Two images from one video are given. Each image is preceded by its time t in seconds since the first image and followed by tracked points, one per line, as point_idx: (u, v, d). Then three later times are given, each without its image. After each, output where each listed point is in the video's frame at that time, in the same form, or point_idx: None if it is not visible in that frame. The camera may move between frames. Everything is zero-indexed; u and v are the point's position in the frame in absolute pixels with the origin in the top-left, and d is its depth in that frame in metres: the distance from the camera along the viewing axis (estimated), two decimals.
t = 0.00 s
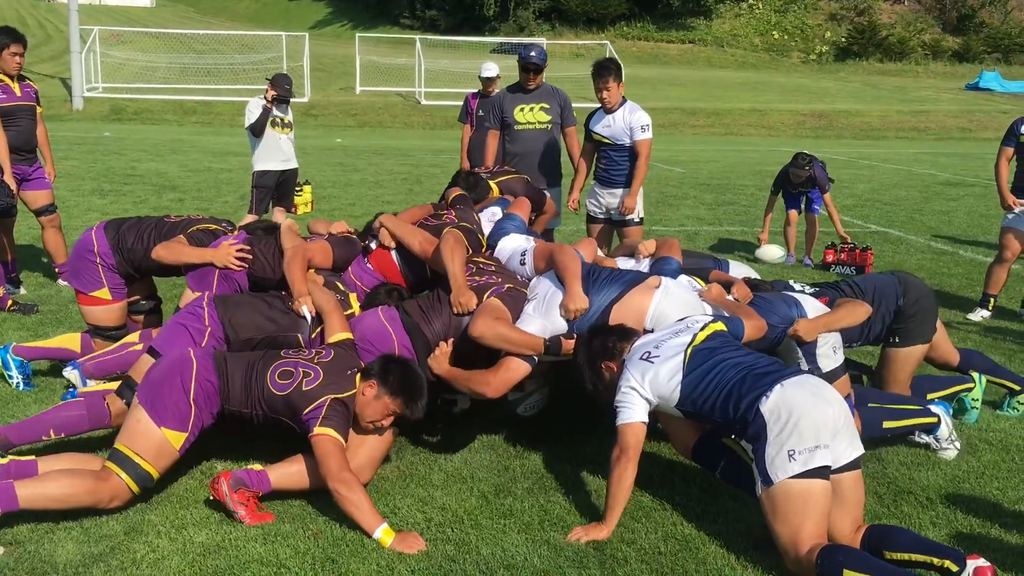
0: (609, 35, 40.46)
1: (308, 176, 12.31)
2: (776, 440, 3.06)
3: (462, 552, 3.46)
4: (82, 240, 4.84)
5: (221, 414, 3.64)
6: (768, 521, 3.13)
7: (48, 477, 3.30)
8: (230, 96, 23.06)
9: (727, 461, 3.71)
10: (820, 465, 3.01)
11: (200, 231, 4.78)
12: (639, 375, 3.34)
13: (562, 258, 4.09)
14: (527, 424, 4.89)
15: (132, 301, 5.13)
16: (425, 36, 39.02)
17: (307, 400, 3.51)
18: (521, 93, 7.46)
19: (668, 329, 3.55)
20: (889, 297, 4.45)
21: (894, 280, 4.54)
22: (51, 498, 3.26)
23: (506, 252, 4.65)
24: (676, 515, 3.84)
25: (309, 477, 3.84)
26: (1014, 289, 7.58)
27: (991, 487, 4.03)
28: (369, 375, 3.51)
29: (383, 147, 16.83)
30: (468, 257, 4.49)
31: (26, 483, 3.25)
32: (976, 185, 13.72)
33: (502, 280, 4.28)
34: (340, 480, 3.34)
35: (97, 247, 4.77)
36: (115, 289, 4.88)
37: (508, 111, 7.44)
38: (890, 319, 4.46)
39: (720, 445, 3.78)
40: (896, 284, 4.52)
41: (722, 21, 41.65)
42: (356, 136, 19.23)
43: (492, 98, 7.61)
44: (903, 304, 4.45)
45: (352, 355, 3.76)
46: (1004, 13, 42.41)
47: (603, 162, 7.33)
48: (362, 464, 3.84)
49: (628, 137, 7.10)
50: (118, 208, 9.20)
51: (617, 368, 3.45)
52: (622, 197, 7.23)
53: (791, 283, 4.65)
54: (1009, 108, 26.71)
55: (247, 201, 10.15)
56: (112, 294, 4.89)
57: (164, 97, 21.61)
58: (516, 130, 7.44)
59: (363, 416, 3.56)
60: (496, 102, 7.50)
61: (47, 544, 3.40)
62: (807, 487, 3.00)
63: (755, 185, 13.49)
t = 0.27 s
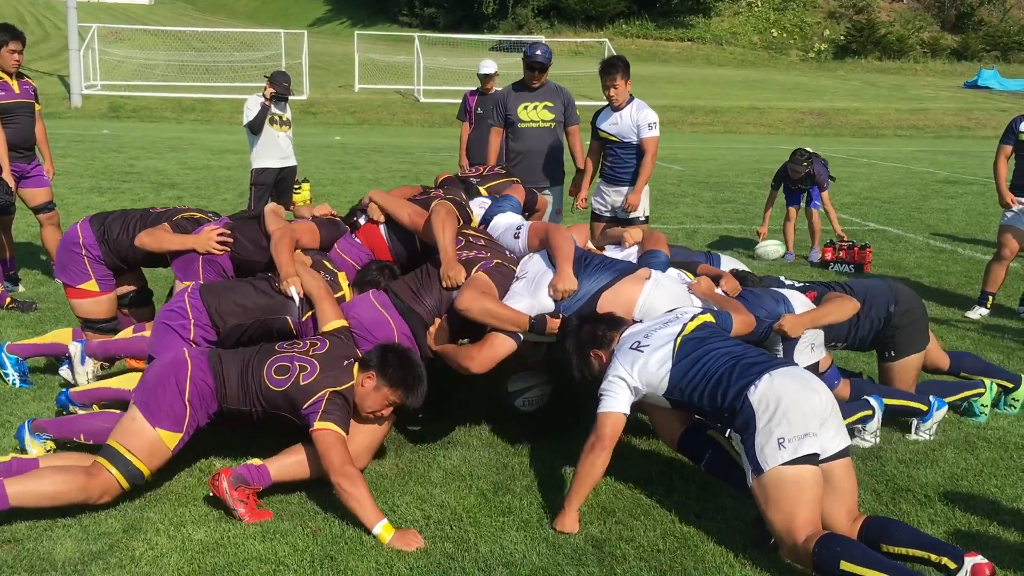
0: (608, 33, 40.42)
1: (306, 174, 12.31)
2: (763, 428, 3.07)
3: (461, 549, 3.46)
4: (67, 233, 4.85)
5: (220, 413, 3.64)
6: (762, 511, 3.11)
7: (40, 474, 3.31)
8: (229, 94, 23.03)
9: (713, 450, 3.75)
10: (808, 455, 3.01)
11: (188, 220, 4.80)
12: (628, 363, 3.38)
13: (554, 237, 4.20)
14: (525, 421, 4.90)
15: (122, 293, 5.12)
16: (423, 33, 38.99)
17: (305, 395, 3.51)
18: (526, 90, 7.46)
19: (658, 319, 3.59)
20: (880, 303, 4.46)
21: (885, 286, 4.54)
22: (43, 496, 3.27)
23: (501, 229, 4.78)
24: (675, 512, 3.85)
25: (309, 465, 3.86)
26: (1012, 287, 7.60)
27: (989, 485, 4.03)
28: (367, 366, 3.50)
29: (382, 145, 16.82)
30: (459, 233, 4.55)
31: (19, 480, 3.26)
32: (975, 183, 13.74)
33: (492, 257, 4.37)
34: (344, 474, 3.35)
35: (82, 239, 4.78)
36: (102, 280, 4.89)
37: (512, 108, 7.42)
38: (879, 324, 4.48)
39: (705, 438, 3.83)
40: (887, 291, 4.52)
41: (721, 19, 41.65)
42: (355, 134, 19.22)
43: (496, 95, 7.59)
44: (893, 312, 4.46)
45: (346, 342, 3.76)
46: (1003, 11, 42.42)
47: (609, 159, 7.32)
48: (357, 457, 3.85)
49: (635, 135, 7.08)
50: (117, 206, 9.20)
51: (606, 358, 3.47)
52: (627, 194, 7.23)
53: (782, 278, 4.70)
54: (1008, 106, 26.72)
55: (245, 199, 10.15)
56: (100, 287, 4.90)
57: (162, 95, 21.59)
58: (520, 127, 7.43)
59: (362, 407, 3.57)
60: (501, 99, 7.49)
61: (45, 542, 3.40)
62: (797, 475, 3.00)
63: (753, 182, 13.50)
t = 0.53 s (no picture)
0: (609, 31, 40.41)
1: (307, 171, 12.32)
2: (747, 413, 3.06)
3: (462, 547, 3.47)
4: (57, 217, 4.91)
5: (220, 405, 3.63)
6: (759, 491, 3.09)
7: (35, 470, 3.28)
8: (230, 91, 23.03)
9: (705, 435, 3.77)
10: (792, 436, 2.99)
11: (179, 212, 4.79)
12: (612, 351, 3.39)
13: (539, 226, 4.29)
14: (526, 417, 4.90)
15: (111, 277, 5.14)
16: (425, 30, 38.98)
17: (311, 387, 3.47)
18: (534, 89, 7.47)
19: (639, 305, 3.60)
20: (861, 304, 4.40)
21: (869, 282, 4.46)
22: (40, 493, 3.25)
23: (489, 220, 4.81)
24: (676, 510, 3.85)
25: (316, 452, 3.86)
26: (1013, 284, 7.60)
27: (990, 483, 4.03)
28: (373, 359, 3.54)
29: (383, 142, 16.82)
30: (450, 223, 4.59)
31: (14, 477, 3.23)
32: (976, 181, 13.73)
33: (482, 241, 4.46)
34: (353, 467, 3.36)
35: (71, 221, 4.84)
36: (93, 262, 4.92)
37: (519, 105, 7.44)
38: (861, 325, 4.44)
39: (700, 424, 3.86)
40: (870, 288, 4.44)
41: (722, 17, 41.64)
42: (356, 131, 19.22)
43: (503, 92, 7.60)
44: (875, 313, 4.42)
45: (347, 330, 3.72)
46: (1005, 9, 42.38)
47: (618, 157, 7.31)
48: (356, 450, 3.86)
49: (645, 133, 7.09)
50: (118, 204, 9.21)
51: (595, 345, 3.50)
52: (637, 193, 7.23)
53: (764, 266, 4.70)
54: (1009, 104, 26.71)
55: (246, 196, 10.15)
56: (91, 269, 4.93)
57: (163, 92, 21.58)
58: (526, 125, 7.44)
59: (366, 398, 3.62)
60: (508, 97, 7.49)
61: (46, 538, 3.40)
62: (788, 455, 2.98)
63: (755, 180, 13.50)
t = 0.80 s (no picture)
0: (611, 29, 40.38)
1: (309, 170, 12.32)
2: (742, 396, 3.05)
3: (465, 545, 3.46)
4: (36, 206, 4.94)
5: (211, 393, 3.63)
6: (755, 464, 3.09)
7: (28, 464, 3.27)
8: (232, 90, 23.04)
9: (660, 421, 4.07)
10: (788, 418, 3.01)
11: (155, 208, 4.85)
12: (602, 338, 3.35)
13: (527, 217, 4.29)
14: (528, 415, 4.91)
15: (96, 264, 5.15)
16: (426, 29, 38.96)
17: (305, 384, 3.47)
18: (541, 87, 7.45)
19: (623, 292, 3.58)
20: (842, 288, 4.34)
21: (847, 268, 4.41)
22: (35, 486, 3.24)
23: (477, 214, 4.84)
24: (680, 508, 3.84)
25: (315, 454, 3.85)
26: (1015, 282, 7.59)
27: (992, 481, 4.03)
28: (367, 356, 3.51)
29: (385, 141, 16.83)
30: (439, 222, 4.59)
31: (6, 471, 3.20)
32: (979, 179, 13.73)
33: (467, 233, 4.49)
34: (352, 464, 3.36)
35: (50, 208, 4.86)
36: (74, 246, 4.94)
37: (525, 104, 7.42)
38: (841, 310, 4.36)
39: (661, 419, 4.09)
40: (849, 273, 4.39)
41: (724, 15, 41.61)
42: (358, 130, 19.22)
43: (510, 90, 7.59)
44: (856, 296, 4.35)
45: (343, 326, 3.70)
46: (1007, 7, 42.33)
47: (637, 159, 7.33)
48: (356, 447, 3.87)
49: (663, 136, 7.07)
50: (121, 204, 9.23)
51: (582, 318, 3.50)
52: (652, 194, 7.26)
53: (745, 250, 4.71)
54: (1011, 102, 26.69)
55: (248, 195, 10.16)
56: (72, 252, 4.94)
57: (165, 91, 21.60)
58: (532, 124, 7.43)
59: (361, 396, 3.59)
60: (513, 95, 7.48)
61: (48, 536, 3.40)
62: (784, 434, 3.01)
63: (757, 178, 13.50)
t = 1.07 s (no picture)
0: (613, 28, 40.36)
1: (311, 169, 12.34)
2: (749, 397, 3.05)
3: (468, 545, 3.47)
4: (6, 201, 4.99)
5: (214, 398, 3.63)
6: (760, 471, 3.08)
7: (28, 466, 3.28)
8: (234, 89, 23.06)
9: (657, 428, 4.07)
10: (795, 419, 3.00)
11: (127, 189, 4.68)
12: (609, 350, 3.35)
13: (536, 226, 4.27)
14: (530, 415, 4.91)
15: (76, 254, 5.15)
16: (429, 28, 38.98)
17: (311, 389, 3.47)
18: (543, 86, 7.45)
19: (628, 302, 3.58)
20: (828, 272, 4.42)
21: (832, 252, 4.52)
22: (34, 490, 3.25)
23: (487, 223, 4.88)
24: (682, 508, 3.84)
25: (318, 456, 3.86)
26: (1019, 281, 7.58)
27: (995, 480, 4.03)
28: (374, 361, 3.53)
29: (387, 140, 16.84)
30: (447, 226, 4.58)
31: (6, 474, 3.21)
32: (982, 177, 13.70)
33: (479, 242, 4.45)
34: (354, 468, 3.37)
35: (19, 200, 4.91)
36: (47, 234, 4.95)
37: (528, 102, 7.42)
38: (828, 293, 4.43)
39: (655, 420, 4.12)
40: (835, 257, 4.50)
41: (726, 14, 41.59)
42: (360, 129, 19.24)
43: (512, 88, 7.58)
44: (841, 281, 4.43)
45: (347, 329, 3.71)
46: (1010, 5, 42.24)
47: (665, 160, 7.34)
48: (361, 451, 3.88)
49: (690, 139, 7.06)
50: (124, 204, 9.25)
51: (589, 333, 3.50)
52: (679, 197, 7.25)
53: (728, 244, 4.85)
54: (1014, 100, 26.65)
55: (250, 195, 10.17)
56: (46, 239, 4.94)
57: (167, 91, 21.63)
58: (534, 123, 7.44)
59: (366, 401, 3.63)
60: (516, 94, 7.48)
61: (52, 536, 3.41)
62: (790, 442, 2.99)
63: (759, 177, 13.48)
